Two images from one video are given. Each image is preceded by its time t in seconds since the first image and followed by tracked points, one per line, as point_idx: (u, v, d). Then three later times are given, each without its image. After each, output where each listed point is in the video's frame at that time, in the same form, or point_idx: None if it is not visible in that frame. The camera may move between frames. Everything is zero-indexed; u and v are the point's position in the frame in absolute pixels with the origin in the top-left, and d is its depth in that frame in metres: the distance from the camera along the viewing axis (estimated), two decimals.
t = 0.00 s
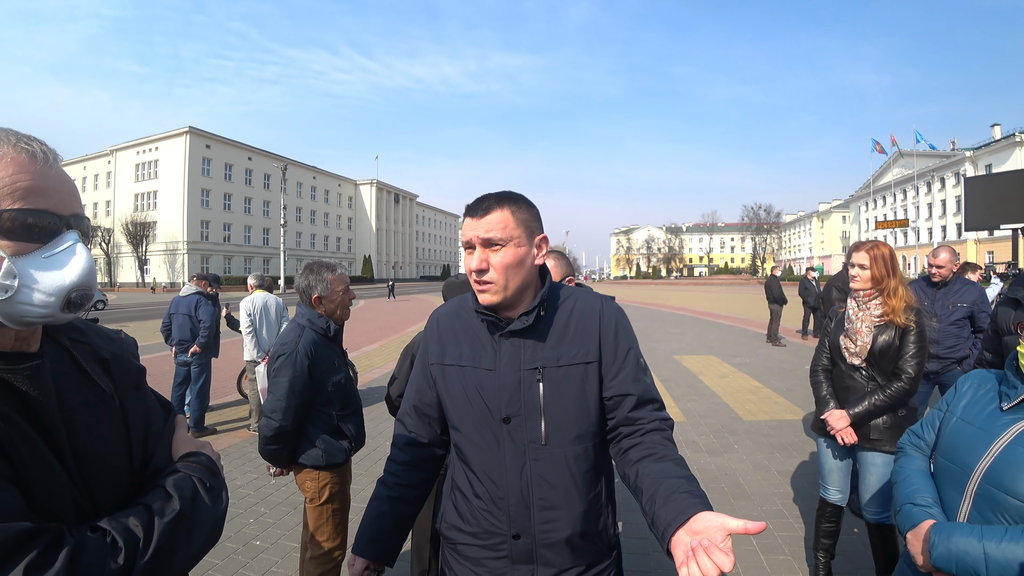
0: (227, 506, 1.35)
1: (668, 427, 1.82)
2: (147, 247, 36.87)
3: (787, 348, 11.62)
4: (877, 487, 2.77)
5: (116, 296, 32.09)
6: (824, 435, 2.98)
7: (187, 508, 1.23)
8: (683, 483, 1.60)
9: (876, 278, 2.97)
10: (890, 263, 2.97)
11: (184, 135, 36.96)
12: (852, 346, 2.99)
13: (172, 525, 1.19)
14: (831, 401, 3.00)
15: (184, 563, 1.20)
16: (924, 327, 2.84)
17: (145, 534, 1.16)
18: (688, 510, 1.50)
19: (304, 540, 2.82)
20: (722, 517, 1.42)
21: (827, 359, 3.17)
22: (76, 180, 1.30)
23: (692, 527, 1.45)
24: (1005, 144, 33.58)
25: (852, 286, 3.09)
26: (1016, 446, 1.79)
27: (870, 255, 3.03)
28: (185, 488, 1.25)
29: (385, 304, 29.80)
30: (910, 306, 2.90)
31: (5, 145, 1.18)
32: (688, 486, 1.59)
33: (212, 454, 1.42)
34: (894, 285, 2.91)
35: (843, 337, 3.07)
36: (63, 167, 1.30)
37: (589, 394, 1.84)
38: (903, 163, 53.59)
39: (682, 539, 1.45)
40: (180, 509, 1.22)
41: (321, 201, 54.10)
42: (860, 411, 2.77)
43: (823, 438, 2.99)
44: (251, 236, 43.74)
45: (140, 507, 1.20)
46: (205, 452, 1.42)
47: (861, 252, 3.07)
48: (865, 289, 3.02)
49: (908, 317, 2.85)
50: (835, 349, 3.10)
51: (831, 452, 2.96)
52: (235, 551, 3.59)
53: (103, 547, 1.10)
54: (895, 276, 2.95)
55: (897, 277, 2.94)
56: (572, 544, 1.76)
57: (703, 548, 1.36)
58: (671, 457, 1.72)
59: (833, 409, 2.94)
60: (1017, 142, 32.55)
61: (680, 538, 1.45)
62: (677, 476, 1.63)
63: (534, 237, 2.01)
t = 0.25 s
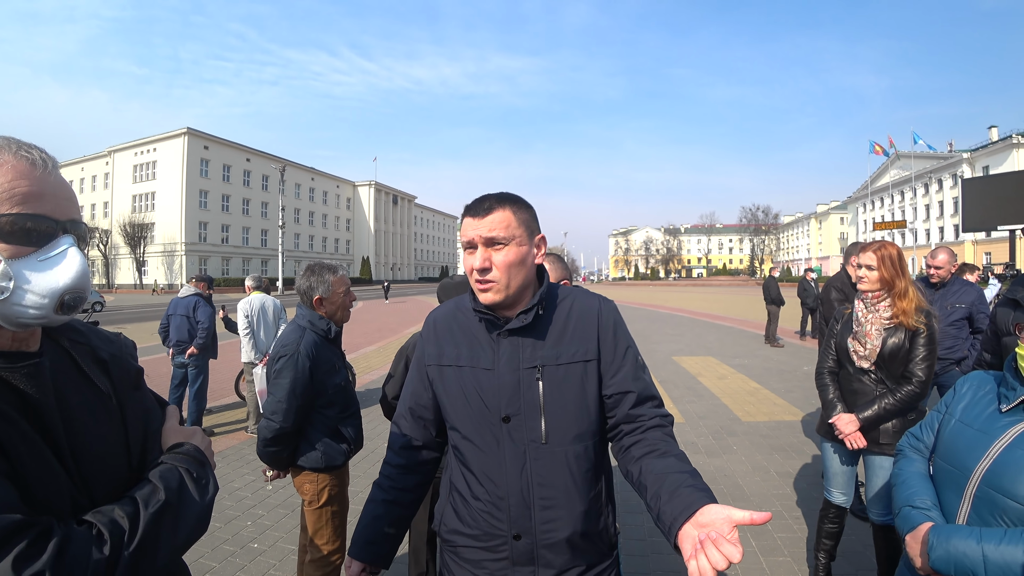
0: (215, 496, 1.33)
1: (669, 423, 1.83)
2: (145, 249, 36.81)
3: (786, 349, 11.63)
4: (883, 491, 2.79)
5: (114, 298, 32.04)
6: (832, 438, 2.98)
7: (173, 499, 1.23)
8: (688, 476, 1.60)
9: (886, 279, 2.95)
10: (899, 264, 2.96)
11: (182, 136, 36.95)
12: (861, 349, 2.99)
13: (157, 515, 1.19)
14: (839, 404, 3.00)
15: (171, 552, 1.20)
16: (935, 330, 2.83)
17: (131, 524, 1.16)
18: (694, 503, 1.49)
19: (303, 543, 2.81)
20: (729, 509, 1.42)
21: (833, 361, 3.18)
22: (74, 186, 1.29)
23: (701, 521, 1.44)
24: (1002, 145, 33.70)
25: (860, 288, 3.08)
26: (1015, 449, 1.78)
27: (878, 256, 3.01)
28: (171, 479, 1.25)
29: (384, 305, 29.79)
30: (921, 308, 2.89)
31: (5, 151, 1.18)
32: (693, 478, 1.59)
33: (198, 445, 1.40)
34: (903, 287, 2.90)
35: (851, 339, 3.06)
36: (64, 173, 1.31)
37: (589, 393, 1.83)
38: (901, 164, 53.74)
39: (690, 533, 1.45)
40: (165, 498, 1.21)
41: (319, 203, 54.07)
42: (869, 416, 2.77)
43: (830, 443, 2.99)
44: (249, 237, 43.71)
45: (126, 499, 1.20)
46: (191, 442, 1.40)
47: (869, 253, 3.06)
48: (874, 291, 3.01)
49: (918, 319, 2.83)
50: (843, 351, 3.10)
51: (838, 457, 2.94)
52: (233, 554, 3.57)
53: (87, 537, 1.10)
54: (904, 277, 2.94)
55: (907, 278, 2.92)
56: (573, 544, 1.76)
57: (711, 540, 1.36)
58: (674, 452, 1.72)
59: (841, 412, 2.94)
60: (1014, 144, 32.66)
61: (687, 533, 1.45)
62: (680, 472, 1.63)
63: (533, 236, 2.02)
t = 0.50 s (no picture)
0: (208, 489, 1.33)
1: (660, 423, 1.82)
2: (141, 250, 36.69)
3: (783, 349, 11.66)
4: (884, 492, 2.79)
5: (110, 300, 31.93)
6: (835, 439, 2.98)
7: (165, 491, 1.22)
8: (665, 482, 1.59)
9: (891, 279, 2.96)
10: (904, 264, 2.96)
11: (179, 137, 36.82)
12: (865, 349, 3.00)
13: (150, 506, 1.19)
14: (842, 404, 3.01)
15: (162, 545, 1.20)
16: (939, 331, 2.84)
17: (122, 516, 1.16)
18: (664, 509, 1.50)
19: (300, 544, 2.80)
20: (694, 519, 1.41)
21: (837, 362, 3.17)
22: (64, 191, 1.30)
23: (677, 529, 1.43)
24: (997, 145, 33.87)
25: (864, 287, 3.09)
26: (1007, 449, 1.79)
27: (883, 255, 3.03)
28: (163, 472, 1.25)
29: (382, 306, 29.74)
30: (925, 308, 2.90)
31: None
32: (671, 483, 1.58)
33: (193, 440, 1.41)
34: (907, 287, 2.92)
35: (856, 340, 3.07)
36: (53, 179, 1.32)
37: (584, 391, 1.84)
38: (897, 164, 53.93)
39: (656, 537, 1.46)
40: (157, 491, 1.21)
41: (316, 204, 54.01)
42: (872, 417, 2.80)
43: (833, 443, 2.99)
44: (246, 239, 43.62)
45: (117, 492, 1.19)
46: (183, 437, 1.40)
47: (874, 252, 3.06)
48: (878, 291, 3.02)
49: (923, 320, 2.85)
50: (846, 352, 3.11)
51: (841, 457, 2.95)
52: (231, 556, 3.56)
53: (77, 527, 1.10)
54: (909, 277, 2.95)
55: (912, 279, 2.94)
56: (570, 543, 1.76)
57: (671, 550, 1.36)
58: (658, 455, 1.72)
59: (844, 412, 2.96)
60: (1008, 144, 32.83)
61: (653, 536, 1.47)
62: (660, 475, 1.62)
63: (530, 237, 2.03)
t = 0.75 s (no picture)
0: (205, 495, 1.34)
1: (656, 420, 1.82)
2: (136, 253, 36.54)
3: (781, 348, 11.69)
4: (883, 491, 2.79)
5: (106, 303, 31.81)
6: (837, 437, 2.98)
7: (161, 494, 1.23)
8: (663, 475, 1.59)
9: (895, 278, 2.98)
10: (908, 262, 2.97)
11: (174, 140, 36.67)
12: (866, 348, 3.02)
13: (145, 509, 1.19)
14: (843, 403, 3.04)
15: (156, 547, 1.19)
16: (942, 330, 2.84)
17: (115, 519, 1.15)
18: (665, 502, 1.49)
19: (297, 546, 2.80)
20: (697, 509, 1.41)
21: (840, 361, 3.19)
22: (52, 197, 1.30)
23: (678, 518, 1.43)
24: (992, 143, 34.04)
25: (867, 286, 3.10)
26: (999, 446, 1.81)
27: (887, 253, 3.03)
28: (160, 476, 1.26)
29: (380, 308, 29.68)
30: (928, 308, 2.90)
31: None
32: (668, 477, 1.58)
33: (192, 445, 1.43)
34: (910, 286, 2.93)
35: (859, 339, 3.09)
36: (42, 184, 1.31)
37: (581, 388, 1.84)
38: (893, 163, 54.14)
39: (659, 533, 1.46)
40: (153, 494, 1.22)
41: (313, 206, 53.92)
42: (873, 416, 2.80)
43: (834, 441, 3.00)
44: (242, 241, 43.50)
45: (111, 494, 1.19)
46: (182, 442, 1.43)
47: (878, 250, 3.08)
48: (881, 290, 3.04)
49: (925, 319, 2.85)
50: (848, 350, 3.13)
51: (842, 456, 2.95)
52: (229, 559, 3.55)
53: (69, 528, 1.10)
54: (914, 276, 2.96)
55: (916, 278, 2.95)
56: (569, 541, 1.76)
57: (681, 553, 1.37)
58: (654, 451, 1.71)
59: (846, 411, 2.98)
60: (1002, 142, 32.99)
61: (656, 532, 1.46)
62: (656, 470, 1.62)
63: (526, 238, 2.03)
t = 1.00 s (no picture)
0: (200, 504, 1.35)
1: (647, 424, 1.81)
2: (130, 253, 36.34)
3: (776, 348, 11.73)
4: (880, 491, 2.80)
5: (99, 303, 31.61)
6: (834, 437, 3.00)
7: (156, 501, 1.23)
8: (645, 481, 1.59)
9: (894, 279, 2.99)
10: (908, 264, 2.98)
11: (169, 138, 36.47)
12: (864, 349, 3.03)
13: (139, 517, 1.19)
14: (841, 403, 3.06)
15: (151, 553, 1.20)
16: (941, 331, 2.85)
17: (109, 525, 1.15)
18: (629, 509, 1.51)
19: (292, 547, 2.80)
20: (654, 524, 1.44)
21: (838, 361, 3.21)
22: (38, 195, 1.29)
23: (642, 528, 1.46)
24: (985, 145, 34.27)
25: (866, 287, 3.12)
26: (984, 444, 1.82)
27: (887, 255, 3.05)
28: (156, 484, 1.26)
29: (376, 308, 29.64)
30: (927, 309, 2.91)
31: None
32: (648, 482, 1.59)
33: (188, 454, 1.44)
34: (909, 287, 2.94)
35: (857, 340, 3.10)
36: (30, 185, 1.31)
37: (578, 389, 1.84)
38: (887, 164, 54.45)
39: (619, 538, 1.50)
40: (147, 501, 1.22)
41: (309, 205, 53.76)
42: (870, 416, 2.81)
43: (832, 441, 3.01)
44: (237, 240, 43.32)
45: (104, 501, 1.19)
46: (180, 452, 1.43)
47: (878, 252, 3.09)
48: (880, 291, 3.05)
49: (924, 320, 2.86)
50: (847, 351, 3.15)
51: (839, 455, 2.97)
52: (223, 560, 3.53)
53: (60, 533, 1.09)
54: (913, 277, 2.97)
55: (915, 279, 2.96)
56: (565, 542, 1.76)
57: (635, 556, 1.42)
58: (639, 455, 1.70)
59: (843, 412, 3.00)
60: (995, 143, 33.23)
61: (617, 536, 1.50)
62: (637, 476, 1.62)
63: (522, 239, 2.03)
